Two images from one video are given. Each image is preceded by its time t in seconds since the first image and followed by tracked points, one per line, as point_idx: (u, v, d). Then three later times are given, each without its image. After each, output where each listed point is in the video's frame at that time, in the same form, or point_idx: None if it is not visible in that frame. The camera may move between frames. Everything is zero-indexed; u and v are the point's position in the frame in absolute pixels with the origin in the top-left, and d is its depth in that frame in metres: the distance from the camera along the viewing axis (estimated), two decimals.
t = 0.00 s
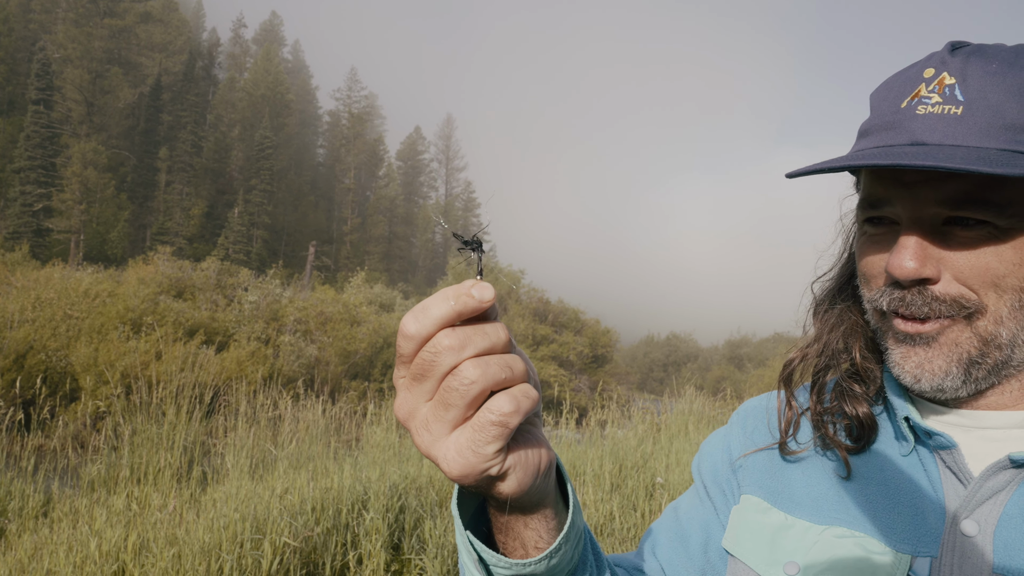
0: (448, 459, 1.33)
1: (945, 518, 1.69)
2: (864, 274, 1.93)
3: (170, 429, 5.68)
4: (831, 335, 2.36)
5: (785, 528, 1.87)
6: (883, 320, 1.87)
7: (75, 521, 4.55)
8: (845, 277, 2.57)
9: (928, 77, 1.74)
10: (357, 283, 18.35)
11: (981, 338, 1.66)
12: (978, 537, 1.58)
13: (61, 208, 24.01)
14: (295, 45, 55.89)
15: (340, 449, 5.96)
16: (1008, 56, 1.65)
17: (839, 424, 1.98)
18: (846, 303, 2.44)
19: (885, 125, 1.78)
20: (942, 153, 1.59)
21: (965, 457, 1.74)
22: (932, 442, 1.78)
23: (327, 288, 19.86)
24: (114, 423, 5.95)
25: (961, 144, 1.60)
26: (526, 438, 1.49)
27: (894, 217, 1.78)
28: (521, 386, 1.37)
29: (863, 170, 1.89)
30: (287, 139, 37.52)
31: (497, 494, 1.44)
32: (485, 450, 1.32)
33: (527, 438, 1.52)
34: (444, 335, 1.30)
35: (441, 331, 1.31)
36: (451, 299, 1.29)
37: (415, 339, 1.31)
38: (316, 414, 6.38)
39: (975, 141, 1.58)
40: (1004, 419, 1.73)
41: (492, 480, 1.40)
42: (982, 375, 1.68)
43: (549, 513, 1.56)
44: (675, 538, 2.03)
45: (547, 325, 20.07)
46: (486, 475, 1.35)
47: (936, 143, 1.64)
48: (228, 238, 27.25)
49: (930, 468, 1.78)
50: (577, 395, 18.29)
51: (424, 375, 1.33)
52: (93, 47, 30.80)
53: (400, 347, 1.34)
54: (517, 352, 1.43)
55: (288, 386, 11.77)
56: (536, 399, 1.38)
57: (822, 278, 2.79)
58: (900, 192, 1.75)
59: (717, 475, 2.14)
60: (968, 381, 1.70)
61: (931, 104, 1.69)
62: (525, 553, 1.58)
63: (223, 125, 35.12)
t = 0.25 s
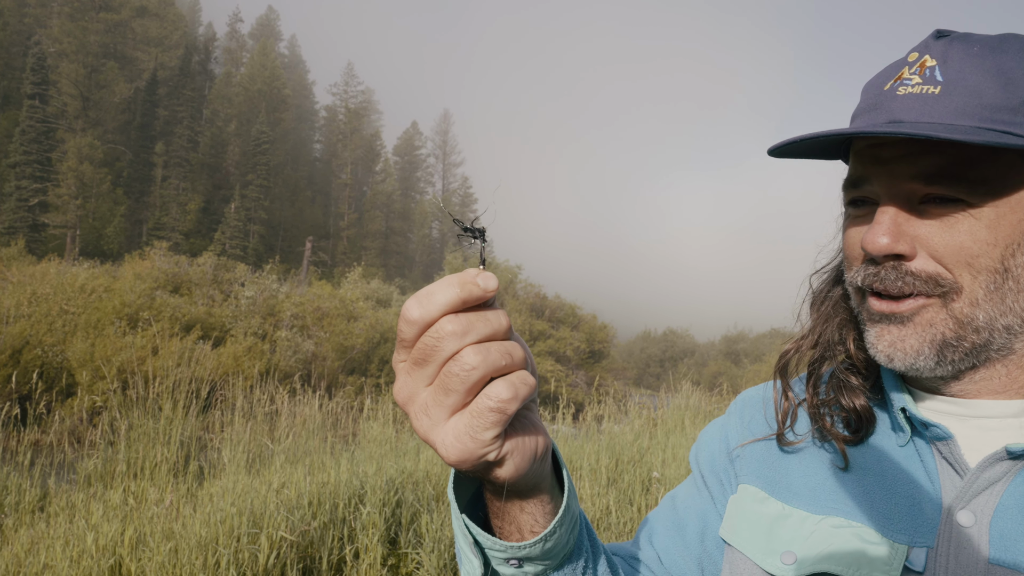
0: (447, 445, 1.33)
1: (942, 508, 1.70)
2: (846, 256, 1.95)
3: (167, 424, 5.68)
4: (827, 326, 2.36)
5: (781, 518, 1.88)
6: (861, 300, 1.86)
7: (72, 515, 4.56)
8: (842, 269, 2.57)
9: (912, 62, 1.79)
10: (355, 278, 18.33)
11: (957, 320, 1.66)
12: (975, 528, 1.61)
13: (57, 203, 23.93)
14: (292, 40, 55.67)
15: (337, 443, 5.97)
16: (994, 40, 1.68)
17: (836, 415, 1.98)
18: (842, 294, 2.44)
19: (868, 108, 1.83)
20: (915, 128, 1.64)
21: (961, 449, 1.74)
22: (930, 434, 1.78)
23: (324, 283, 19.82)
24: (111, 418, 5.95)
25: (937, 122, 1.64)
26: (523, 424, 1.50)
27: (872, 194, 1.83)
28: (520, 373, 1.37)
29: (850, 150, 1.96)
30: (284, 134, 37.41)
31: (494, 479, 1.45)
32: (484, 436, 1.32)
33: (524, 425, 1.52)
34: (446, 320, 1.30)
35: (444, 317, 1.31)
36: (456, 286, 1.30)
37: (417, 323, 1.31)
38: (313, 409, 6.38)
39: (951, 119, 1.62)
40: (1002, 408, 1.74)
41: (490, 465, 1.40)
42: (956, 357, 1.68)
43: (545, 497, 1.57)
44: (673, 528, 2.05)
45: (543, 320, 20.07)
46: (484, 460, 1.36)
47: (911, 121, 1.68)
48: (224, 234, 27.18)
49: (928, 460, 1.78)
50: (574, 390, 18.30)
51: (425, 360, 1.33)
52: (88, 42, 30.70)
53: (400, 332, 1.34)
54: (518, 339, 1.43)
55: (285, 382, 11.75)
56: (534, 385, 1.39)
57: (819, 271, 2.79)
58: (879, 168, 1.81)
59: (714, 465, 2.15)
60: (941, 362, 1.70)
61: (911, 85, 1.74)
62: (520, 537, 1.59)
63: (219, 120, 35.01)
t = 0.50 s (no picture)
0: (463, 441, 1.33)
1: (941, 497, 1.71)
2: (845, 249, 1.96)
3: (164, 420, 5.68)
4: (825, 318, 2.37)
5: (781, 509, 1.89)
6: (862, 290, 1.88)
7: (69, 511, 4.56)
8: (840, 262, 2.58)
9: (899, 55, 1.80)
10: (351, 275, 18.31)
11: (960, 307, 1.67)
12: (972, 517, 1.62)
13: (52, 200, 23.86)
14: (288, 36, 55.50)
15: (335, 439, 5.97)
16: (977, 30, 1.69)
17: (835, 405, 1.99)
18: (840, 286, 2.45)
19: (857, 104, 1.84)
20: (906, 122, 1.64)
21: (958, 437, 1.75)
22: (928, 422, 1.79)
23: (321, 279, 19.83)
24: (108, 414, 5.95)
25: (928, 113, 1.64)
26: (535, 419, 1.50)
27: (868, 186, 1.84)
28: (535, 369, 1.38)
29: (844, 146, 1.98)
30: (280, 131, 37.33)
31: (506, 475, 1.45)
32: (500, 432, 1.32)
33: (535, 420, 1.52)
34: (463, 314, 1.30)
35: (461, 311, 1.31)
36: (474, 280, 1.30)
37: (434, 317, 1.30)
38: (310, 405, 6.38)
39: (942, 110, 1.62)
40: (998, 397, 1.75)
41: (504, 461, 1.40)
42: (959, 344, 1.70)
43: (551, 492, 1.57)
44: (673, 519, 2.06)
45: (540, 316, 20.09)
46: (499, 456, 1.36)
47: (901, 113, 1.68)
48: (221, 230, 27.14)
49: (927, 450, 1.79)
50: (571, 386, 18.34)
51: (440, 355, 1.32)
52: (83, 38, 30.61)
53: (415, 326, 1.33)
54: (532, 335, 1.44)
55: (282, 377, 11.76)
56: (549, 380, 1.39)
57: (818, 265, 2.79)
58: (873, 163, 1.82)
59: (714, 457, 2.16)
60: (944, 349, 1.71)
61: (899, 78, 1.74)
62: (525, 531, 1.59)
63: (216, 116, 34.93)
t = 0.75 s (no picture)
0: (455, 424, 1.33)
1: (935, 496, 1.71)
2: (845, 247, 1.96)
3: (161, 418, 5.68)
4: (820, 315, 2.37)
5: (775, 506, 1.90)
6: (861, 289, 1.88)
7: (66, 509, 4.56)
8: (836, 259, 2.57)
9: (898, 51, 1.80)
10: (348, 273, 18.31)
11: (957, 304, 1.68)
12: (966, 515, 1.62)
13: (49, 198, 23.81)
14: (286, 34, 55.40)
15: (332, 437, 5.97)
16: (976, 26, 1.70)
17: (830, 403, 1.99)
18: (836, 283, 2.45)
19: (856, 99, 1.84)
20: (905, 118, 1.64)
21: (954, 436, 1.75)
22: (923, 421, 1.79)
23: (318, 277, 19.81)
24: (105, 412, 5.95)
25: (927, 110, 1.64)
26: (527, 405, 1.51)
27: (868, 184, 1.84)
28: (529, 353, 1.38)
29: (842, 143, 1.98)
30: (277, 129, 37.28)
31: (497, 461, 1.45)
32: (493, 415, 1.32)
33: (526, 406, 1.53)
34: (459, 296, 1.30)
35: (456, 293, 1.31)
36: (471, 263, 1.30)
37: (429, 297, 1.30)
38: (307, 403, 6.37)
39: (941, 106, 1.63)
40: (995, 396, 1.75)
41: (495, 446, 1.40)
42: (958, 341, 1.70)
43: (541, 483, 1.58)
44: (666, 515, 2.06)
45: (538, 314, 20.11)
46: (491, 440, 1.36)
47: (901, 110, 1.68)
48: (218, 228, 27.12)
49: (921, 448, 1.79)
50: (568, 384, 18.37)
51: (434, 337, 1.32)
52: (79, 35, 30.54)
53: (410, 307, 1.33)
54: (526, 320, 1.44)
55: (279, 375, 11.76)
56: (542, 365, 1.40)
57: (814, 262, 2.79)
58: (872, 161, 1.82)
59: (708, 454, 2.16)
60: (944, 346, 1.71)
61: (898, 75, 1.75)
62: (516, 523, 1.59)
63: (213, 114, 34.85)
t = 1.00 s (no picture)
0: (436, 431, 1.33)
1: (922, 498, 1.71)
2: (836, 247, 1.95)
3: (157, 416, 5.68)
4: (809, 317, 2.38)
5: (763, 508, 1.91)
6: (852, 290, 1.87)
7: (62, 508, 4.56)
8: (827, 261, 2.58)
9: (893, 50, 1.80)
10: (345, 272, 18.28)
11: (946, 306, 1.68)
12: (953, 516, 1.63)
13: (46, 196, 23.79)
14: (283, 32, 55.26)
15: (329, 436, 5.97)
16: (972, 26, 1.70)
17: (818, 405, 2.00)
18: (826, 285, 2.45)
19: (849, 98, 1.84)
20: (898, 117, 1.64)
21: (942, 438, 1.76)
22: (910, 422, 1.80)
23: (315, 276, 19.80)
24: (101, 411, 5.95)
25: (921, 109, 1.64)
26: (510, 410, 1.51)
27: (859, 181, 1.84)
28: (510, 359, 1.38)
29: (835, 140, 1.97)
30: (274, 127, 37.21)
31: (481, 466, 1.45)
32: (473, 421, 1.32)
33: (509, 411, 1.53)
34: (438, 302, 1.30)
35: (436, 300, 1.31)
36: (450, 270, 1.30)
37: (408, 304, 1.31)
38: (303, 401, 6.37)
39: (935, 105, 1.63)
40: (984, 399, 1.75)
41: (478, 451, 1.41)
42: (950, 345, 1.70)
43: (526, 487, 1.58)
44: (655, 517, 2.06)
45: (535, 313, 20.11)
46: (473, 446, 1.36)
47: (895, 109, 1.68)
48: (214, 227, 27.14)
49: (909, 449, 1.79)
50: (564, 383, 18.41)
51: (413, 344, 1.32)
52: (75, 34, 30.44)
53: (390, 314, 1.33)
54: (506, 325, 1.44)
55: (276, 374, 11.77)
56: (523, 370, 1.40)
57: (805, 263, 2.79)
58: (865, 158, 1.82)
59: (697, 454, 2.16)
60: (936, 351, 1.71)
61: (892, 73, 1.74)
62: (502, 526, 1.59)
63: (210, 112, 34.81)
